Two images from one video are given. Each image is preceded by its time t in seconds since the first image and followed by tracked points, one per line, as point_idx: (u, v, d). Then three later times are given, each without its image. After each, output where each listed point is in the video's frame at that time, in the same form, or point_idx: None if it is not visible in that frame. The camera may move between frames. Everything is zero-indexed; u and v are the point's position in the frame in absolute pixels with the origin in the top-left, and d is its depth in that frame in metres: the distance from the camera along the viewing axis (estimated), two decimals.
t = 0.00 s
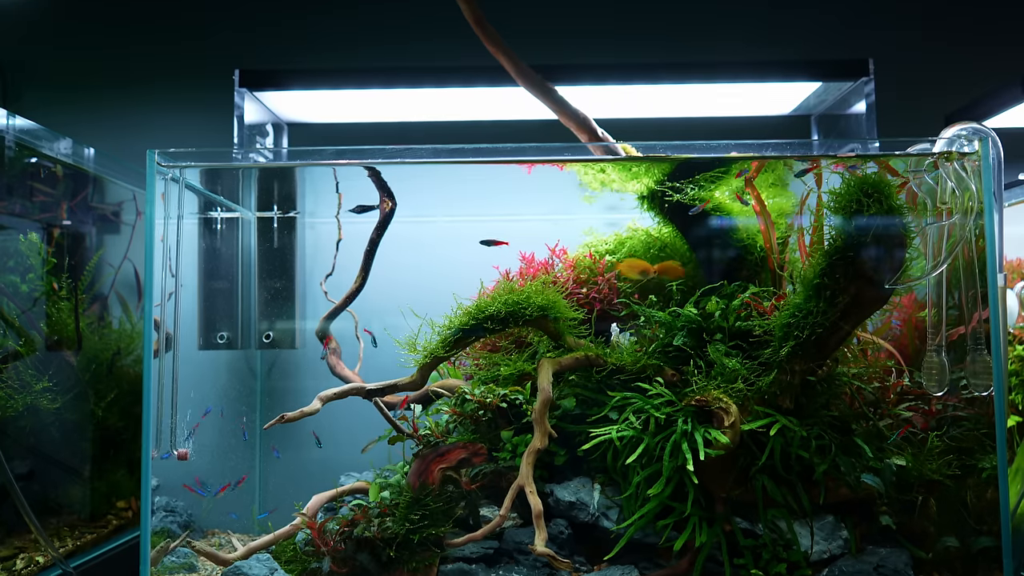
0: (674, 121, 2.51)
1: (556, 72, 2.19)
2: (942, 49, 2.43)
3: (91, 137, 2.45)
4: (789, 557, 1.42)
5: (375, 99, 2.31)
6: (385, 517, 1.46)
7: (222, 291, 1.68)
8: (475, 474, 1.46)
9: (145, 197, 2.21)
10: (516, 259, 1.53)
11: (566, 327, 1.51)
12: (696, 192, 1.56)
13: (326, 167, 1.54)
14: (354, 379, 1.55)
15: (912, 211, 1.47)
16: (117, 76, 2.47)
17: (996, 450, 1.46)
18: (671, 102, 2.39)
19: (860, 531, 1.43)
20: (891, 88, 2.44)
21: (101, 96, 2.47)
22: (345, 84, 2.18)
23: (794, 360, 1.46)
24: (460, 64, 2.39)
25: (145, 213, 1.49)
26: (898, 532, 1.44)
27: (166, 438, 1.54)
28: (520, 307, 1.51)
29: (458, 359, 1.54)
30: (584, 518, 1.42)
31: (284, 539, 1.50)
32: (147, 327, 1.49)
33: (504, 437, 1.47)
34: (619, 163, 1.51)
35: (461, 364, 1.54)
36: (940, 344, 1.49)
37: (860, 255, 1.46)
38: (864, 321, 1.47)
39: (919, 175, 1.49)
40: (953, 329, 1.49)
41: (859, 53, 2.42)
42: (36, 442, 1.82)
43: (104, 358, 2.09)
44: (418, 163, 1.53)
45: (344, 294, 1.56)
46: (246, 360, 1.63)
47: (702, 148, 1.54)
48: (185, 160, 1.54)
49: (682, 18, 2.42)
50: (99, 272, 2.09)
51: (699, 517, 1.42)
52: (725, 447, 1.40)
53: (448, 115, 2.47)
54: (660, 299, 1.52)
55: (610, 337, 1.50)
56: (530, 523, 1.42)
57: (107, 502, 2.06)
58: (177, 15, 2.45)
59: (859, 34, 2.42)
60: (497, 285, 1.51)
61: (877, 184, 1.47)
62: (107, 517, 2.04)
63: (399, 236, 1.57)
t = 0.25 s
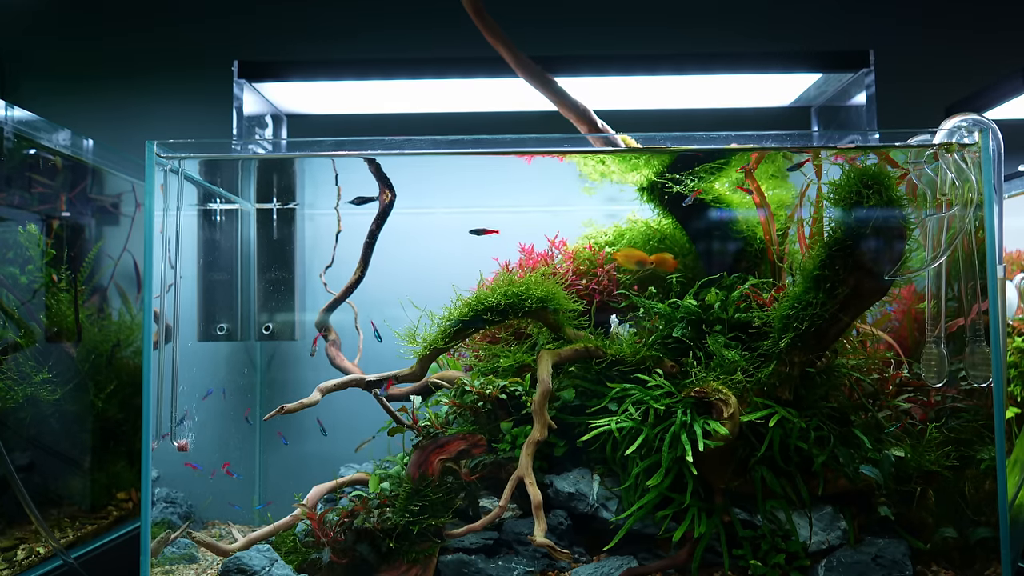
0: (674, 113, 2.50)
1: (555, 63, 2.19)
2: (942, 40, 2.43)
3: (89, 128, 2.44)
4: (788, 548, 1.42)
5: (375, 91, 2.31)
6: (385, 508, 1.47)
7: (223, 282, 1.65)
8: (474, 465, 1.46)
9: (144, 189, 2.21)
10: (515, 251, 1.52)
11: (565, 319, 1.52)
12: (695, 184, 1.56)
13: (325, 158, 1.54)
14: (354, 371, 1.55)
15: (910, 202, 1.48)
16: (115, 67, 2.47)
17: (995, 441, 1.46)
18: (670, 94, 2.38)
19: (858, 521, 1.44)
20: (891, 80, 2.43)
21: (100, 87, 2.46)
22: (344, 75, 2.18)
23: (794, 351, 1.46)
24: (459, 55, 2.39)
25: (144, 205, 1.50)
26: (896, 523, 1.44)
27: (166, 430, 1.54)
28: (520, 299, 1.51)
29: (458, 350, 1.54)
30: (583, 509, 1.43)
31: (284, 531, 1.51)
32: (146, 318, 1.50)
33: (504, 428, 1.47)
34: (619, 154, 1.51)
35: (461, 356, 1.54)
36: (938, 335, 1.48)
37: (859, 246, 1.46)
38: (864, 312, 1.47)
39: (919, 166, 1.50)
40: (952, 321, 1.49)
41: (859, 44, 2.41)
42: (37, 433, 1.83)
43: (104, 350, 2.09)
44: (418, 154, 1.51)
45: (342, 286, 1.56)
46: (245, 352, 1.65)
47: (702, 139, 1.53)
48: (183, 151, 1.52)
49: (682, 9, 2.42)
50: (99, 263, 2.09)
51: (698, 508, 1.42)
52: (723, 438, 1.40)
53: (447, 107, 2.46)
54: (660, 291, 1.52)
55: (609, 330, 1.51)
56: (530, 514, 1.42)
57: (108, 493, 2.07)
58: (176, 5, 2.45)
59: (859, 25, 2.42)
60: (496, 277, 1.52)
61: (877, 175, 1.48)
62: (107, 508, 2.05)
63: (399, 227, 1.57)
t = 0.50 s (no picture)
0: (673, 104, 2.50)
1: (555, 53, 2.18)
2: (942, 31, 2.42)
3: (88, 119, 2.44)
4: (786, 538, 1.42)
5: (374, 82, 2.30)
6: (385, 499, 1.47)
7: (222, 274, 1.68)
8: (474, 456, 1.46)
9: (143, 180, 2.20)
10: (515, 242, 1.53)
11: (564, 311, 1.51)
12: (695, 175, 1.55)
13: (324, 149, 1.53)
14: (353, 362, 1.57)
15: (910, 193, 1.48)
16: (114, 58, 2.46)
17: (993, 432, 1.46)
18: (670, 85, 2.38)
19: (857, 512, 1.44)
20: (891, 71, 2.42)
21: (98, 78, 2.46)
22: (343, 65, 2.18)
23: (792, 342, 1.46)
24: (458, 46, 2.38)
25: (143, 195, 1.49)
26: (895, 514, 1.45)
27: (166, 421, 1.54)
28: (519, 290, 1.52)
29: (457, 342, 1.53)
30: (582, 499, 1.43)
31: (284, 522, 1.51)
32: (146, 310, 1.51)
33: (504, 419, 1.47)
34: (619, 146, 1.49)
35: (461, 347, 1.53)
36: (937, 327, 1.48)
37: (859, 237, 1.47)
38: (863, 304, 1.47)
39: (919, 158, 1.49)
40: (952, 312, 1.49)
41: (859, 35, 2.40)
42: (36, 425, 1.83)
43: (104, 341, 2.10)
44: (417, 144, 1.52)
45: (341, 278, 1.56)
46: (245, 344, 1.64)
47: (701, 130, 1.53)
48: (182, 142, 1.52)
49: None
50: (99, 255, 2.09)
51: (697, 498, 1.42)
52: (723, 429, 1.42)
53: (446, 98, 2.46)
54: (659, 283, 1.51)
55: (609, 321, 1.50)
56: (529, 504, 1.43)
57: (108, 484, 2.07)
58: None
59: (859, 15, 2.41)
60: (496, 268, 1.52)
61: (876, 167, 1.48)
62: (107, 499, 2.05)
63: (398, 218, 1.57)
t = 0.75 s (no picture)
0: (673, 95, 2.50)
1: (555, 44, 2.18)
2: (943, 23, 2.42)
3: (87, 110, 2.43)
4: (785, 528, 1.43)
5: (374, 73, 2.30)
6: (384, 489, 1.48)
7: (222, 265, 1.67)
8: (473, 447, 1.47)
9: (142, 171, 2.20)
10: (515, 234, 1.52)
11: (563, 302, 1.51)
12: (695, 167, 1.55)
13: (323, 140, 1.54)
14: (351, 353, 1.55)
15: (910, 185, 1.47)
16: (112, 49, 2.45)
17: (992, 423, 1.46)
18: (670, 76, 2.38)
19: (856, 502, 1.44)
20: (891, 62, 2.42)
21: (97, 69, 2.45)
22: (342, 57, 2.17)
23: (792, 334, 1.46)
24: (458, 37, 2.38)
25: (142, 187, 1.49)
26: (893, 504, 1.45)
27: (166, 412, 1.55)
28: (519, 282, 1.52)
29: (457, 333, 1.55)
30: (582, 490, 1.44)
31: (284, 512, 1.52)
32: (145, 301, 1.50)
33: (503, 411, 1.47)
34: (619, 136, 1.52)
35: (460, 339, 1.55)
36: (937, 319, 1.49)
37: (857, 230, 1.46)
38: (862, 295, 1.47)
39: (919, 150, 1.49)
40: (951, 303, 1.50)
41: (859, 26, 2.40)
42: (36, 416, 1.83)
43: (103, 333, 2.10)
44: (416, 135, 1.52)
45: (341, 269, 1.56)
46: (244, 336, 1.64)
47: (700, 121, 1.55)
48: (181, 133, 1.52)
49: None
50: (97, 247, 2.09)
51: (696, 489, 1.43)
52: (722, 421, 1.41)
53: (446, 89, 2.46)
54: (659, 275, 1.52)
55: (608, 312, 1.50)
56: (528, 495, 1.44)
57: (109, 475, 2.08)
58: None
59: (860, 7, 2.41)
60: (496, 259, 1.52)
61: (876, 158, 1.47)
62: (107, 490, 2.06)
63: (398, 209, 1.56)
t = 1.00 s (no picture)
0: (673, 86, 2.49)
1: (554, 35, 2.17)
2: (944, 13, 2.41)
3: (85, 101, 2.43)
4: (783, 519, 1.44)
5: (373, 63, 2.29)
6: (383, 481, 1.47)
7: (220, 256, 1.69)
8: (473, 438, 1.47)
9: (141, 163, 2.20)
10: (514, 225, 1.52)
11: (563, 294, 1.52)
12: (695, 157, 1.57)
13: (322, 130, 1.53)
14: (349, 344, 1.56)
15: (910, 176, 1.47)
16: (110, 39, 2.44)
17: (991, 414, 1.46)
18: (670, 67, 2.37)
19: (855, 493, 1.45)
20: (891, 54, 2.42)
21: (95, 60, 2.44)
22: (342, 47, 2.17)
23: (791, 325, 1.46)
24: (457, 27, 2.37)
25: (141, 177, 1.48)
26: (891, 495, 1.45)
27: (167, 405, 1.54)
28: (519, 273, 1.52)
29: (457, 325, 1.53)
30: (581, 481, 1.44)
31: (284, 502, 1.53)
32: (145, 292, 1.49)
33: (503, 402, 1.47)
34: (619, 128, 1.52)
35: (459, 330, 1.53)
36: (936, 310, 1.49)
37: (857, 224, 1.46)
38: (862, 287, 1.47)
39: (919, 141, 1.49)
40: (950, 295, 1.50)
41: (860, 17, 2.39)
42: (36, 407, 1.83)
43: (103, 324, 2.10)
44: (416, 126, 1.51)
45: (341, 260, 1.56)
46: (242, 326, 1.66)
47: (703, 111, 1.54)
48: (180, 124, 1.52)
49: None
50: (96, 239, 2.09)
51: (695, 480, 1.43)
52: (720, 412, 1.40)
53: (445, 81, 2.45)
54: (658, 266, 1.52)
55: (608, 303, 1.51)
56: (527, 486, 1.44)
57: (109, 466, 2.09)
58: None
59: None
60: (495, 250, 1.52)
61: (876, 149, 1.47)
62: (107, 481, 2.06)
63: (398, 200, 1.56)
